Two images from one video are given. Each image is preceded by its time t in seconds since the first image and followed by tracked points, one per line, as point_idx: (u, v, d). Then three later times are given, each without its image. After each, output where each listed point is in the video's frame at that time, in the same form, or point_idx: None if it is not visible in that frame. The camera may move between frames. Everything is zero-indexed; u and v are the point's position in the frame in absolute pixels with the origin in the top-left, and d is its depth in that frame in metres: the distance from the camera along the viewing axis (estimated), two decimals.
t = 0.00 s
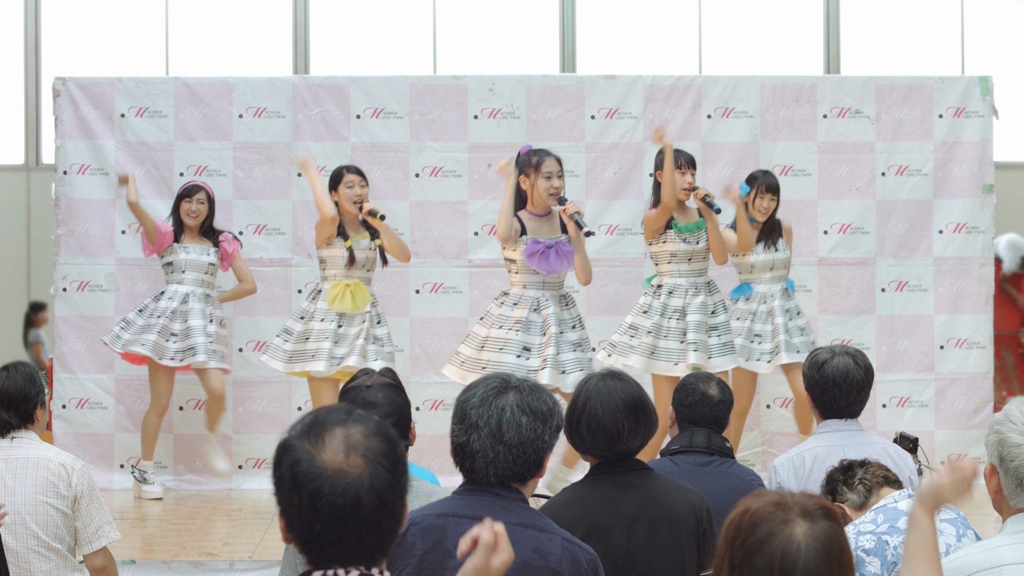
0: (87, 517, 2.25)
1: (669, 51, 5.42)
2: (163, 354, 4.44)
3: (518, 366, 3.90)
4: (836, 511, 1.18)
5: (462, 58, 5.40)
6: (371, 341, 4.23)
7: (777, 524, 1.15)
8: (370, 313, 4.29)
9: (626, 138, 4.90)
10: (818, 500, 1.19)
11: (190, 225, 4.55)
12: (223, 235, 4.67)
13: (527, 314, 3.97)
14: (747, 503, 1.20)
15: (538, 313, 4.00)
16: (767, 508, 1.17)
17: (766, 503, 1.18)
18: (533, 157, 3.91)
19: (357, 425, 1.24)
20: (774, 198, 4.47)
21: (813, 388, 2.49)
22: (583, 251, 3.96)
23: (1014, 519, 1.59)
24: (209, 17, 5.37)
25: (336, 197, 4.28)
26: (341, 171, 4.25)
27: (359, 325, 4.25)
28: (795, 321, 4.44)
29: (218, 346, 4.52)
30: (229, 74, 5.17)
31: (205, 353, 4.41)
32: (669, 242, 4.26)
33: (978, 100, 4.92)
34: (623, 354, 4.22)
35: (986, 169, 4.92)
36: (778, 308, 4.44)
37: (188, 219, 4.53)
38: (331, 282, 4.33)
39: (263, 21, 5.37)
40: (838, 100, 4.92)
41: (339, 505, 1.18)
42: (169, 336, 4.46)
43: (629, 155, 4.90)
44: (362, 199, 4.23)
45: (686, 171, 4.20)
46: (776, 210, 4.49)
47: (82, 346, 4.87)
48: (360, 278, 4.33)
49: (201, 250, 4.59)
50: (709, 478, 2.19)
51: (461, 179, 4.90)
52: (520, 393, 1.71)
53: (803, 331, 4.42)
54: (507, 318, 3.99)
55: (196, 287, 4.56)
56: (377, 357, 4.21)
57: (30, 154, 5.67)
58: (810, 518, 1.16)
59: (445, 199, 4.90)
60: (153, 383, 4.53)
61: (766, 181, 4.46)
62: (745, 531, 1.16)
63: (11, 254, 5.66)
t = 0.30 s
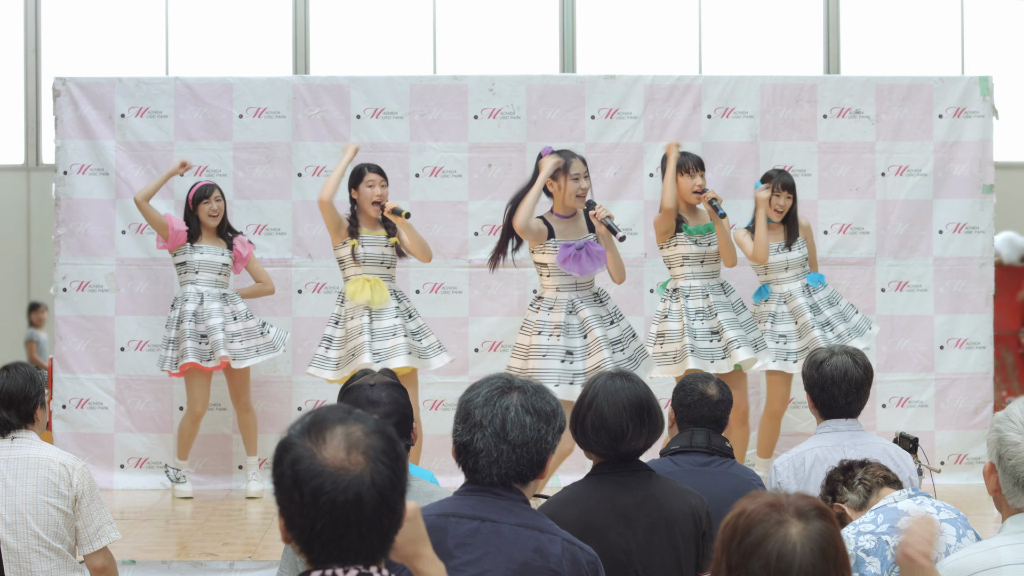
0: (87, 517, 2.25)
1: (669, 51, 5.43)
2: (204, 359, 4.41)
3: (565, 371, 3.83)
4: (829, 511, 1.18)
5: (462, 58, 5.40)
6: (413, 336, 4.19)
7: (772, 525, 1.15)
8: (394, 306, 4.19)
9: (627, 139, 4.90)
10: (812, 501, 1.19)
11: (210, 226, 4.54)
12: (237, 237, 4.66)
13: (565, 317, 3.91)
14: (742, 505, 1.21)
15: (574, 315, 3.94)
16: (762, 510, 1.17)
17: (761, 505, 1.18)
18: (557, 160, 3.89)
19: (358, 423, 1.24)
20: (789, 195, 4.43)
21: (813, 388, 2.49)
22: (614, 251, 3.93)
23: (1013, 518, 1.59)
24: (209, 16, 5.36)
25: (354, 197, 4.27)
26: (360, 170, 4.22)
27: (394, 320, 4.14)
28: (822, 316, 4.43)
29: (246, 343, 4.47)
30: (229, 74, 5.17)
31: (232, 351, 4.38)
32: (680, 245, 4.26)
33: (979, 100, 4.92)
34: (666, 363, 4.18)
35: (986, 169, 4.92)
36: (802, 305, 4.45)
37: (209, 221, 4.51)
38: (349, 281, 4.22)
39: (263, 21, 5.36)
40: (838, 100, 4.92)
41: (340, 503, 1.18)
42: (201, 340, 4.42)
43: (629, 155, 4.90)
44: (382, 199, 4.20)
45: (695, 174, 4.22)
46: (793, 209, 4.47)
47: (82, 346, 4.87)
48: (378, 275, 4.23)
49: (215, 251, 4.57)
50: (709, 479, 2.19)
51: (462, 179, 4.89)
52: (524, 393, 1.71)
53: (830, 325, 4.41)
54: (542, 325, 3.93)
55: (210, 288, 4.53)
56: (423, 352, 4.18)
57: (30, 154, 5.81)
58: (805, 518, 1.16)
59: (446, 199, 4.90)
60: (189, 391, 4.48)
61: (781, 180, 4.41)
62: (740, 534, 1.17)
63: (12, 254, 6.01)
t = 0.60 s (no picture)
0: (88, 517, 2.25)
1: (669, 51, 5.43)
2: (198, 356, 4.42)
3: (580, 366, 3.82)
4: (842, 512, 1.18)
5: (462, 58, 5.40)
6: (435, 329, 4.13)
7: (782, 523, 1.15)
8: (419, 298, 4.18)
9: (626, 139, 4.90)
10: (825, 501, 1.19)
11: (216, 224, 4.52)
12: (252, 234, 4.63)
13: (580, 312, 3.90)
14: (753, 502, 1.21)
15: (590, 310, 3.92)
16: (772, 507, 1.17)
17: (772, 502, 1.18)
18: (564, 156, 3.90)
19: (351, 424, 1.24)
20: (807, 207, 4.46)
21: (812, 389, 2.49)
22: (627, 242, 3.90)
23: (1013, 518, 1.59)
24: (209, 16, 5.36)
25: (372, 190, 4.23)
26: (378, 163, 4.19)
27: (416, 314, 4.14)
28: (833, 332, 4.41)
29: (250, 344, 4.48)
30: (229, 74, 5.17)
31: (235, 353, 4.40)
32: (693, 245, 4.25)
33: (978, 100, 4.92)
34: (664, 359, 4.26)
35: (986, 169, 4.92)
36: (817, 322, 4.45)
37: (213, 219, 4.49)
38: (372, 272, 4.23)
39: (263, 21, 5.36)
40: (838, 100, 4.92)
41: (337, 503, 1.18)
42: (200, 338, 4.43)
43: (629, 155, 4.90)
44: (399, 190, 4.17)
45: (710, 174, 4.14)
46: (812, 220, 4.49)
47: (82, 346, 4.88)
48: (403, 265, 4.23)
49: (229, 249, 4.56)
50: (709, 478, 2.19)
51: (462, 179, 4.89)
52: (525, 393, 1.72)
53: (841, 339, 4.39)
54: (559, 319, 3.93)
55: (223, 285, 4.53)
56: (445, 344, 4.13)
57: (30, 154, 5.81)
58: (816, 518, 1.16)
59: (446, 199, 4.90)
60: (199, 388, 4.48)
61: (797, 191, 4.46)
62: (750, 531, 1.17)
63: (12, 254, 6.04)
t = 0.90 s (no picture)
0: (88, 517, 2.25)
1: (669, 51, 5.43)
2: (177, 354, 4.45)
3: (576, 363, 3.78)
4: (832, 510, 1.19)
5: (462, 59, 5.40)
6: (426, 347, 4.12)
7: (774, 524, 1.15)
8: (414, 316, 4.15)
9: (626, 139, 4.90)
10: (814, 500, 1.19)
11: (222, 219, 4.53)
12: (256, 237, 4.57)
13: (578, 312, 3.90)
14: (744, 504, 1.21)
15: (589, 313, 3.92)
16: (764, 508, 1.17)
17: (762, 504, 1.18)
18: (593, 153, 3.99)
19: (357, 422, 1.24)
20: (820, 187, 4.44)
21: (812, 390, 2.49)
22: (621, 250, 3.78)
23: (1013, 518, 1.59)
24: (209, 17, 5.36)
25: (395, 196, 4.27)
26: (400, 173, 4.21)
27: (404, 330, 4.13)
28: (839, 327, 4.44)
29: (229, 344, 4.42)
30: (229, 75, 5.17)
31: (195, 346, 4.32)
32: (705, 245, 4.34)
33: (978, 100, 4.92)
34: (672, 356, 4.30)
35: (986, 169, 4.92)
36: (819, 300, 4.46)
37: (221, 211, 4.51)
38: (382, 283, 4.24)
39: (263, 21, 5.37)
40: (838, 100, 4.92)
41: (341, 501, 1.18)
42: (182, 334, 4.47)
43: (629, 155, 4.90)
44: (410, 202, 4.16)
45: (725, 173, 4.19)
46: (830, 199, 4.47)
47: (82, 346, 4.88)
48: (404, 282, 4.21)
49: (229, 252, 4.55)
50: (710, 478, 2.19)
51: (461, 179, 4.89)
52: (528, 393, 1.71)
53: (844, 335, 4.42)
54: (560, 319, 3.93)
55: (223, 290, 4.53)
56: (436, 364, 4.10)
57: (30, 154, 5.80)
58: (807, 517, 1.16)
59: (445, 199, 4.90)
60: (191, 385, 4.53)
61: (810, 173, 4.44)
62: (742, 533, 1.17)
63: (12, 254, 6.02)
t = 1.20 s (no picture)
0: (87, 517, 2.25)
1: (669, 51, 5.43)
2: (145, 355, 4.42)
3: (533, 361, 3.82)
4: (852, 511, 1.18)
5: (462, 59, 5.40)
6: (399, 340, 4.07)
7: (793, 522, 1.15)
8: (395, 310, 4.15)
9: (626, 139, 4.90)
10: (834, 500, 1.19)
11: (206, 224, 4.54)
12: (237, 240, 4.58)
13: (551, 309, 3.93)
14: (764, 503, 1.21)
15: (563, 311, 3.94)
16: (783, 507, 1.17)
17: (783, 502, 1.18)
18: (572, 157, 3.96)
19: (373, 417, 1.25)
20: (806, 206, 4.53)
21: (812, 388, 2.49)
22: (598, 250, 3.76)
23: (1014, 518, 1.59)
24: (209, 17, 5.36)
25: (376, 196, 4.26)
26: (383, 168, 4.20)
27: (382, 322, 4.14)
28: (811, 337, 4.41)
29: (203, 353, 4.39)
30: (229, 74, 5.17)
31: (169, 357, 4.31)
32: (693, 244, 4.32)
33: (978, 100, 4.92)
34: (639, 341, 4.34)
35: (986, 169, 4.92)
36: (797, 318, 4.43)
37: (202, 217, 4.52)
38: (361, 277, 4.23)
39: (263, 20, 5.37)
40: (838, 100, 4.92)
41: (351, 489, 1.18)
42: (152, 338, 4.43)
43: (629, 155, 4.90)
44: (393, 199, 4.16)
45: (721, 177, 4.17)
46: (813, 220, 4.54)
47: (82, 346, 4.87)
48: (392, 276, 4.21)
49: (208, 257, 4.56)
50: (710, 479, 2.19)
51: (461, 179, 4.89)
52: (534, 395, 1.72)
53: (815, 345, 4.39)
54: (534, 314, 3.97)
55: (199, 295, 4.51)
56: (403, 356, 4.02)
57: (30, 154, 5.80)
58: (826, 516, 1.16)
59: (445, 199, 4.90)
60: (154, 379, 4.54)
61: (797, 190, 4.55)
62: (761, 530, 1.17)
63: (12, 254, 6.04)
